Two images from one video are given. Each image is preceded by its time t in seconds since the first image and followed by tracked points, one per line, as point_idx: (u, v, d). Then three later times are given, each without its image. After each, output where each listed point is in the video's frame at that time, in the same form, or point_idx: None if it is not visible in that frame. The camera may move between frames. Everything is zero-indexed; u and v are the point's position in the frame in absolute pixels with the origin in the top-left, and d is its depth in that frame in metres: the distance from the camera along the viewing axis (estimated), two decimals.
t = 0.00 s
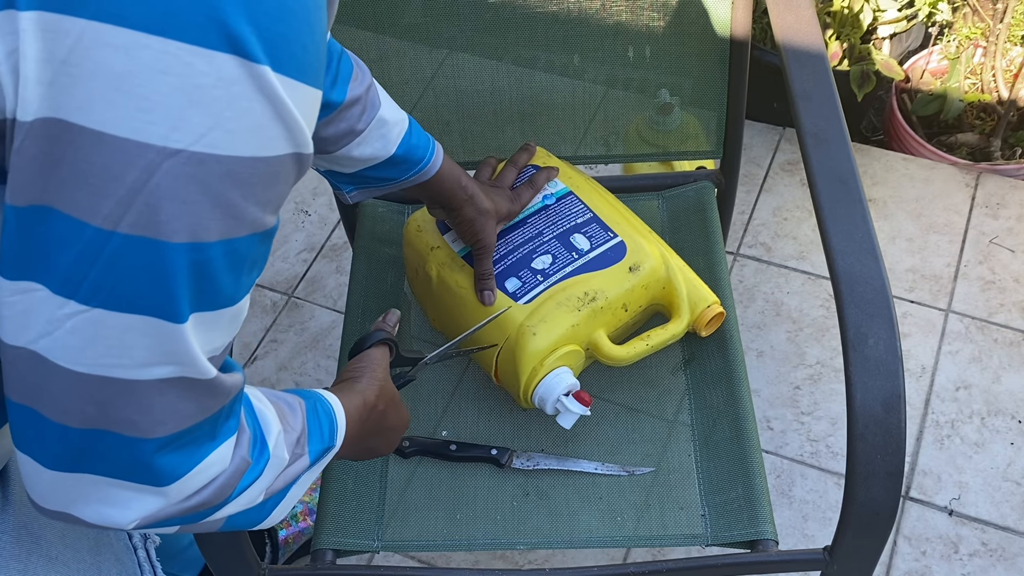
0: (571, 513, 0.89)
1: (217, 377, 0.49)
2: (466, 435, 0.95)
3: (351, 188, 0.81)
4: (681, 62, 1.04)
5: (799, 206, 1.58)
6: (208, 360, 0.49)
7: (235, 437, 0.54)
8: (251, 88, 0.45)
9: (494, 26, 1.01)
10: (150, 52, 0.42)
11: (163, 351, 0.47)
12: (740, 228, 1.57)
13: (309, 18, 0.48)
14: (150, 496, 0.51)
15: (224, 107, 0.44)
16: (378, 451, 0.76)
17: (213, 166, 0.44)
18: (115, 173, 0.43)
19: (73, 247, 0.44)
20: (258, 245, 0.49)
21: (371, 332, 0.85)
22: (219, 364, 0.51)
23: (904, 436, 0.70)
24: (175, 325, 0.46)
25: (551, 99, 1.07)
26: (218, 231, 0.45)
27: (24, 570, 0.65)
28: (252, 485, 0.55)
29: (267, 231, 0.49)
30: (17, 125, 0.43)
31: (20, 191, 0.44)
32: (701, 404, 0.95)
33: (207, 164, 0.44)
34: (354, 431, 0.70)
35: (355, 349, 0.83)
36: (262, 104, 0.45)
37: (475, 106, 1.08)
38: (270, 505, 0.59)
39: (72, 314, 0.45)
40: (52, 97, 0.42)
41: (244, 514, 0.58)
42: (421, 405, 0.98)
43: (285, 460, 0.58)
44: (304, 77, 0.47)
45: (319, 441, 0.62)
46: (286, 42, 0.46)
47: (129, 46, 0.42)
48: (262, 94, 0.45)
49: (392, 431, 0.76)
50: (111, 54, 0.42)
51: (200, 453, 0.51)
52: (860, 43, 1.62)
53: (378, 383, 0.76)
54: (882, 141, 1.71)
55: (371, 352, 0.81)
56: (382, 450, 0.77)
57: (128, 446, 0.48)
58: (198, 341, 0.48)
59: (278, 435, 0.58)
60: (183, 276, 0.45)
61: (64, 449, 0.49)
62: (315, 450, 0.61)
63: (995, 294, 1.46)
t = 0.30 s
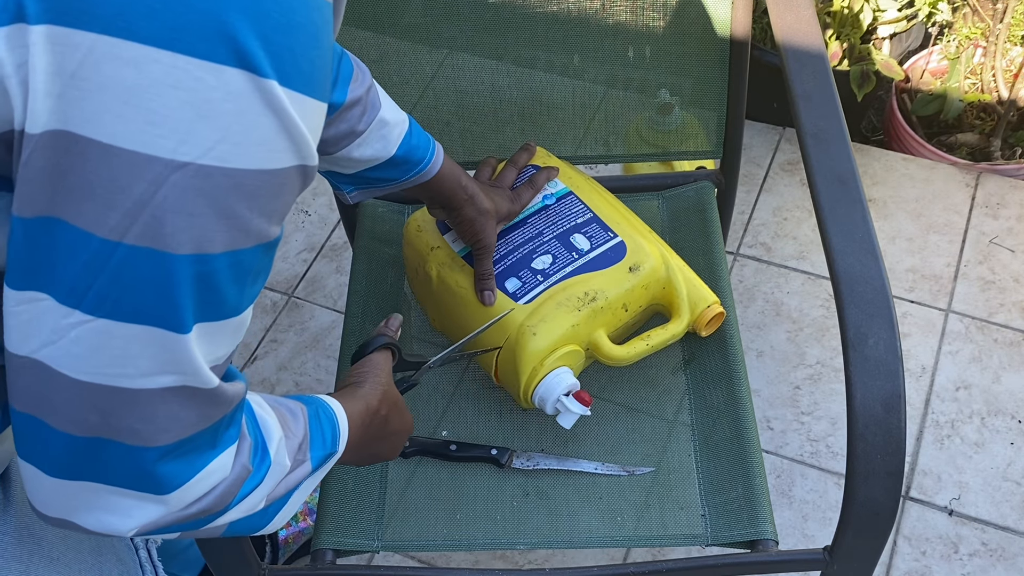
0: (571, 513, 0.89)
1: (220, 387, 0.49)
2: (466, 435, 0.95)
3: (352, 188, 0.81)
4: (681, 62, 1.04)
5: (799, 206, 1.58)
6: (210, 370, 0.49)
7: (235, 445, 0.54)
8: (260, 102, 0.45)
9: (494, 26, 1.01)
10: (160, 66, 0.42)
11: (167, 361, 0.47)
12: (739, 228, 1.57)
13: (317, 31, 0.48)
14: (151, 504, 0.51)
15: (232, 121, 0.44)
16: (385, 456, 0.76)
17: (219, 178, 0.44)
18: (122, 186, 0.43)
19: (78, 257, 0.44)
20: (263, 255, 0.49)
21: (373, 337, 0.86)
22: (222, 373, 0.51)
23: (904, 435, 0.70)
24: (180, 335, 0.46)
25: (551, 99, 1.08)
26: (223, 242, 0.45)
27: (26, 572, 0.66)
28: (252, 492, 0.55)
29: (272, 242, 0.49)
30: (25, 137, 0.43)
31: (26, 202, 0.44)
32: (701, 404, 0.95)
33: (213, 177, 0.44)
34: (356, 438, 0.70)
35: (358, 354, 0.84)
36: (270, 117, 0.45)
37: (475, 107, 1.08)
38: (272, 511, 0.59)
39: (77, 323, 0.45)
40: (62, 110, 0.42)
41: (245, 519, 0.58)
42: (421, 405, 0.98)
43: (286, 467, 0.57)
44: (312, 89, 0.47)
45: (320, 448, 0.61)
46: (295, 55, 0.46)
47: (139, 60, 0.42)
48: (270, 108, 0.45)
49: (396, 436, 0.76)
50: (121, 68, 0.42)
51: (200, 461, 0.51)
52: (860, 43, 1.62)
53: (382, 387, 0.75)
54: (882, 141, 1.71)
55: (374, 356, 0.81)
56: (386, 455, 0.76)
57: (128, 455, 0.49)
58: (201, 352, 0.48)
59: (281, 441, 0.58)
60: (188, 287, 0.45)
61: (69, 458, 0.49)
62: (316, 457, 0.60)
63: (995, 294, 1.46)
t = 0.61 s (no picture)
0: (571, 513, 0.89)
1: (227, 392, 0.49)
2: (466, 435, 0.95)
3: (350, 188, 0.81)
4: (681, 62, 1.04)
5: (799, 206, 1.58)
6: (217, 376, 0.49)
7: (246, 449, 0.54)
8: (263, 111, 0.45)
9: (494, 26, 1.01)
10: (163, 75, 0.42)
11: (173, 367, 0.47)
12: (739, 228, 1.57)
13: (319, 40, 0.48)
14: (161, 507, 0.51)
15: (235, 130, 0.44)
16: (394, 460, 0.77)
17: (224, 188, 0.44)
18: (127, 195, 0.43)
19: (85, 267, 0.44)
20: (268, 263, 0.49)
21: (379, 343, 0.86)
22: (229, 378, 0.51)
23: (904, 435, 0.70)
24: (184, 342, 0.46)
25: (551, 99, 1.08)
26: (227, 251, 0.45)
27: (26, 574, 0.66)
28: (262, 497, 0.55)
29: (276, 250, 0.49)
30: (29, 145, 0.43)
31: (34, 210, 0.44)
32: (701, 404, 0.95)
33: (217, 187, 0.44)
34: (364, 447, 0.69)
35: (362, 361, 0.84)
36: (273, 126, 0.45)
37: (475, 107, 1.08)
38: (279, 517, 0.59)
39: (85, 330, 0.45)
40: (65, 118, 0.42)
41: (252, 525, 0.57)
42: (421, 405, 0.98)
43: (296, 473, 0.58)
44: (313, 97, 0.47)
45: (330, 453, 0.61)
46: (295, 63, 0.46)
47: (142, 69, 0.42)
48: (273, 117, 0.45)
49: (403, 442, 0.76)
50: (123, 77, 0.42)
51: (210, 464, 0.51)
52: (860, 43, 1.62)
53: (388, 394, 0.75)
54: (882, 141, 1.71)
55: (380, 364, 0.81)
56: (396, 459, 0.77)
57: (137, 460, 0.48)
58: (208, 359, 0.48)
59: (292, 449, 0.58)
60: (192, 294, 0.45)
61: (77, 464, 0.49)
62: (327, 462, 0.61)
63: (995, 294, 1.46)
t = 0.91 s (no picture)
0: (571, 513, 0.89)
1: (280, 381, 0.51)
2: (466, 435, 0.95)
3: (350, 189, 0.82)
4: (681, 63, 1.04)
5: (799, 206, 1.58)
6: (271, 369, 0.51)
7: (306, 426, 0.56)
8: (297, 138, 0.46)
9: (494, 26, 1.01)
10: (202, 107, 0.43)
11: (228, 363, 0.48)
12: (740, 228, 1.57)
13: (346, 62, 0.48)
14: (230, 485, 0.52)
15: (272, 157, 0.45)
16: (431, 450, 0.78)
17: (263, 210, 0.45)
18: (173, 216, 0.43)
19: (138, 281, 0.45)
20: (308, 274, 0.51)
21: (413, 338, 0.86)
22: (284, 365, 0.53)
23: (904, 435, 0.70)
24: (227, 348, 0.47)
25: (551, 99, 1.08)
26: (268, 267, 0.47)
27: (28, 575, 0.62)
28: (324, 478, 0.57)
29: (315, 261, 0.50)
30: (70, 172, 0.43)
31: (84, 233, 0.44)
32: (701, 404, 0.95)
33: (257, 209, 0.45)
34: (408, 438, 0.71)
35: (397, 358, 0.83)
36: (308, 151, 0.46)
37: (475, 107, 1.08)
38: (333, 499, 0.60)
39: (146, 338, 0.46)
40: (108, 148, 0.43)
41: (303, 508, 0.59)
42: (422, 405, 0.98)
43: (351, 456, 0.60)
44: (339, 119, 0.48)
45: (378, 440, 0.63)
46: (325, 89, 0.46)
47: (180, 101, 0.42)
48: (307, 142, 0.46)
49: (440, 434, 0.78)
50: (163, 110, 0.42)
51: (275, 438, 0.53)
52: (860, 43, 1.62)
53: (428, 385, 0.76)
54: (882, 141, 1.71)
55: (417, 360, 0.81)
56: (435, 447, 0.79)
57: (204, 449, 0.51)
58: (261, 356, 0.49)
59: (347, 430, 0.60)
60: (226, 307, 0.46)
61: (139, 453, 0.51)
62: (375, 449, 0.63)
63: (995, 294, 1.46)
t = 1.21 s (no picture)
0: (571, 513, 0.89)
1: (311, 369, 0.51)
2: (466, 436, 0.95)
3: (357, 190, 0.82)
4: (681, 62, 1.04)
5: (799, 206, 1.58)
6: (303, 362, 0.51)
7: (337, 412, 0.57)
8: (328, 152, 0.45)
9: (494, 25, 1.01)
10: (234, 125, 0.42)
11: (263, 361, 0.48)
12: (740, 228, 1.57)
13: (370, 74, 0.47)
14: (269, 471, 0.53)
15: (304, 172, 0.44)
16: (456, 441, 0.79)
17: (294, 223, 0.45)
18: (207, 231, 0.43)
19: (176, 288, 0.45)
20: (337, 277, 0.50)
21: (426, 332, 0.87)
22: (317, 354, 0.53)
23: (904, 435, 0.70)
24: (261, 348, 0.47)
25: (551, 99, 1.07)
26: (300, 274, 0.47)
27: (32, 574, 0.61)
28: (354, 463, 0.59)
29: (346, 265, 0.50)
30: (107, 185, 0.43)
31: (122, 241, 0.44)
32: (701, 404, 0.95)
33: (290, 221, 0.45)
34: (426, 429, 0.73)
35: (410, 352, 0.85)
36: (339, 165, 0.46)
37: (475, 107, 1.08)
38: (356, 485, 0.61)
39: (187, 339, 0.47)
40: (143, 166, 0.42)
41: (329, 493, 0.60)
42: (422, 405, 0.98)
43: (378, 441, 0.61)
44: (363, 133, 0.47)
45: (402, 426, 0.64)
46: (352, 106, 0.45)
47: (211, 120, 0.41)
48: (337, 156, 0.45)
49: (462, 424, 0.79)
50: (196, 127, 0.41)
51: (309, 424, 0.54)
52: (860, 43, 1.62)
53: (441, 376, 0.78)
54: (882, 141, 1.71)
55: (433, 353, 0.82)
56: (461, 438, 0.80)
57: (240, 439, 0.51)
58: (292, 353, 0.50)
59: (372, 418, 0.61)
60: (249, 310, 0.46)
61: (177, 438, 0.52)
62: (399, 434, 0.64)
63: (995, 294, 1.46)
